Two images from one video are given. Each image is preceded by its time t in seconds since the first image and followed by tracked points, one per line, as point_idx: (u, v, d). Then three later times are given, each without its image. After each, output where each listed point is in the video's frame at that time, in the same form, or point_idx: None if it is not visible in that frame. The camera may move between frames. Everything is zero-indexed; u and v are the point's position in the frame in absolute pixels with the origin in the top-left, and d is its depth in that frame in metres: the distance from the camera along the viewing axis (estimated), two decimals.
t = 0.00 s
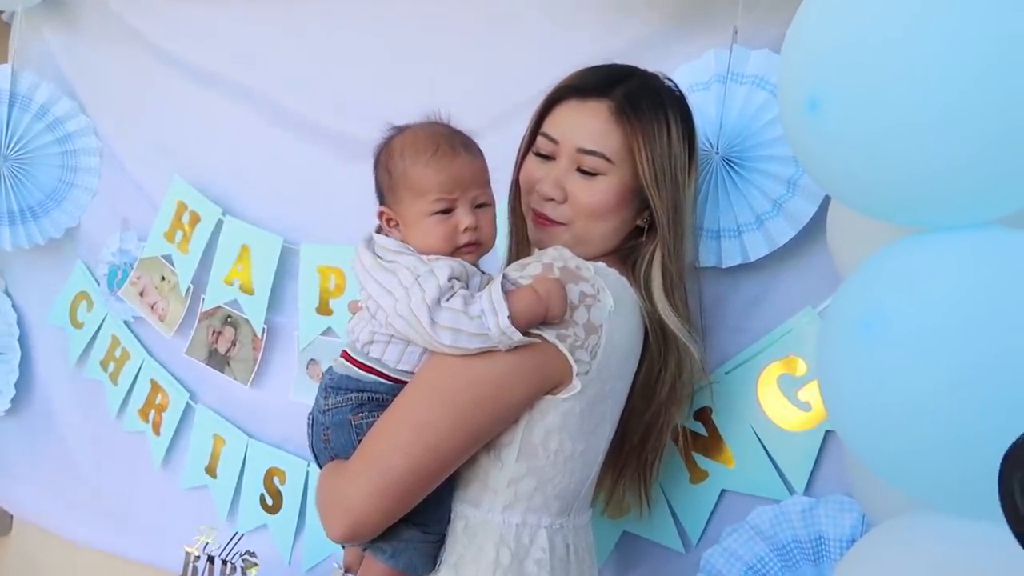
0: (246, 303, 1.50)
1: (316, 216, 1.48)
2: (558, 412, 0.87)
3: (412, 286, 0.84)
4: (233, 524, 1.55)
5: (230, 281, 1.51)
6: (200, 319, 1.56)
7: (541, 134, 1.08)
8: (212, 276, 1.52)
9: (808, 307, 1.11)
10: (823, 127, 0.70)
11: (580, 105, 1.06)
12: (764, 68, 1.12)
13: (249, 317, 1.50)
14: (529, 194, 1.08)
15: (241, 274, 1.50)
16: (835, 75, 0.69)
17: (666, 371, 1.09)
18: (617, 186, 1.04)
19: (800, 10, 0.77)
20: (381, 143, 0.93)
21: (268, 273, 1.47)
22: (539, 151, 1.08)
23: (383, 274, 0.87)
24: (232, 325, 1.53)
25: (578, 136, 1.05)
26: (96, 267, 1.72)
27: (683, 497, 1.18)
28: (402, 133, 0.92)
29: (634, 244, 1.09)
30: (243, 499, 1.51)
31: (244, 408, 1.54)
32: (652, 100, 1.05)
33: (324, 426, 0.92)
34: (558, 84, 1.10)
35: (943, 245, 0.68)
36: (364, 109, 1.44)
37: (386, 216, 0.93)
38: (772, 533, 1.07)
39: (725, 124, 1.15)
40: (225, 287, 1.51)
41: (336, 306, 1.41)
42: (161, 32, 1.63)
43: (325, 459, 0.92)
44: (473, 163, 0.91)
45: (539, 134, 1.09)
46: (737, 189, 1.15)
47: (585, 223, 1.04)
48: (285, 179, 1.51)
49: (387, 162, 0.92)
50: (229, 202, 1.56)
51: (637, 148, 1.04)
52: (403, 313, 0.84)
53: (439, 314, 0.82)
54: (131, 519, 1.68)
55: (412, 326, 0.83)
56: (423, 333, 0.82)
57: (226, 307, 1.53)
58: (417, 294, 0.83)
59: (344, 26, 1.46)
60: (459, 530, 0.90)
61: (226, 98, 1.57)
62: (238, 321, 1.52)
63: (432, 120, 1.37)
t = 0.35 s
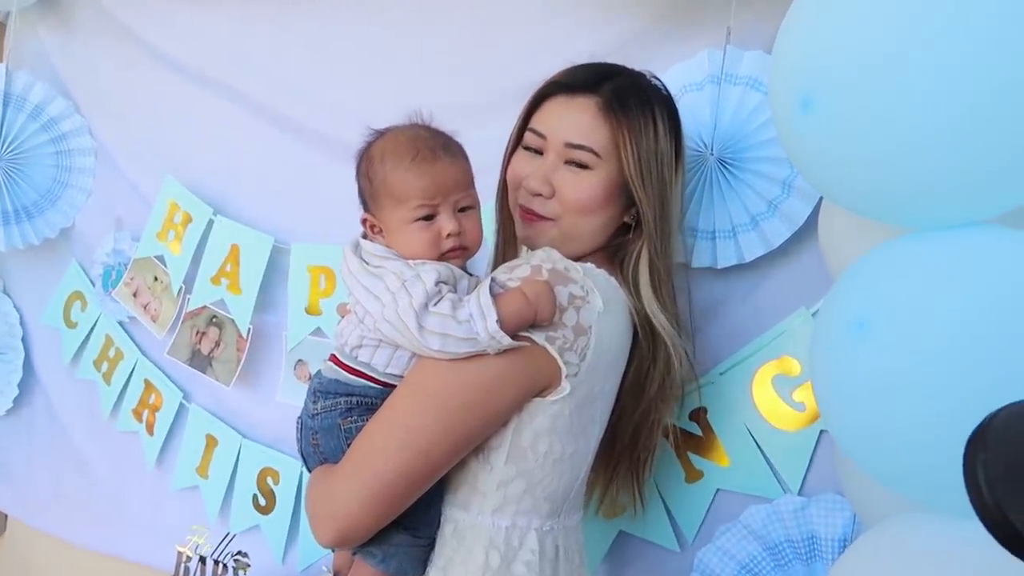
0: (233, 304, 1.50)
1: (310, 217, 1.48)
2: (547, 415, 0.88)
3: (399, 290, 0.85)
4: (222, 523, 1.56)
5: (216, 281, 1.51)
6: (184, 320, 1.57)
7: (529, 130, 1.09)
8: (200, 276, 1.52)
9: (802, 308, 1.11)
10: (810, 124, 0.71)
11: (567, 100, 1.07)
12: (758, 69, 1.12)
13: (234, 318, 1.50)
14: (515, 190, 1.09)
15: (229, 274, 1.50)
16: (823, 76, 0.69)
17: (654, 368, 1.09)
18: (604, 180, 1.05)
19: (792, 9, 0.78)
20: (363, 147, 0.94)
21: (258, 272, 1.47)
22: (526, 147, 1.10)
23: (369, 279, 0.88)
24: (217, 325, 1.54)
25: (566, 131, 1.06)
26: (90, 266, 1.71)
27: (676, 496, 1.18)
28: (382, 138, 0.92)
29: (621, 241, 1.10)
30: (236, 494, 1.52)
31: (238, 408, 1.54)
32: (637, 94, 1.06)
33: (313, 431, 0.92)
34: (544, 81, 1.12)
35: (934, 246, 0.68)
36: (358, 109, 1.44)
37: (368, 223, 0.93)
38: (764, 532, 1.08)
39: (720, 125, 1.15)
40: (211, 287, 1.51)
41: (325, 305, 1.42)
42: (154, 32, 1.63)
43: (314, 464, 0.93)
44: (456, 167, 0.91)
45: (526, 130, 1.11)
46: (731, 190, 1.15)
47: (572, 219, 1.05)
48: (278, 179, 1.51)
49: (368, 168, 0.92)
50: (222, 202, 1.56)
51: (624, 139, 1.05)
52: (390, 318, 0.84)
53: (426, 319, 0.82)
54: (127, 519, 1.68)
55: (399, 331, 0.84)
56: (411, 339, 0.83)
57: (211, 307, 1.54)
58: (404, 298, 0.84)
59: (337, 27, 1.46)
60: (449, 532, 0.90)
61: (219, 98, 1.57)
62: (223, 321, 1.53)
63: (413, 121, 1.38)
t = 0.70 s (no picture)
0: (235, 306, 1.50)
1: (308, 218, 1.48)
2: (545, 417, 0.88)
3: (397, 295, 0.84)
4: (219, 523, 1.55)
5: (217, 283, 1.51)
6: (189, 321, 1.57)
7: (514, 126, 1.11)
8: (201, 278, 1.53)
9: (801, 309, 1.12)
10: (810, 124, 0.71)
11: (553, 96, 1.09)
12: (756, 70, 1.12)
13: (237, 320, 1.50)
14: (501, 186, 1.08)
15: (229, 276, 1.50)
16: (819, 76, 0.69)
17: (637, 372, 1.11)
18: (591, 175, 1.06)
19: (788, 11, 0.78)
20: (383, 145, 0.94)
21: (256, 274, 1.47)
22: (513, 143, 1.10)
23: (365, 283, 0.88)
24: (220, 327, 1.54)
25: (553, 127, 1.07)
26: (89, 268, 1.71)
27: (675, 497, 1.18)
28: (404, 140, 0.92)
29: (606, 237, 1.11)
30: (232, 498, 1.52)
31: (235, 410, 1.54)
32: (621, 89, 1.08)
33: (309, 440, 0.92)
34: (527, 79, 1.13)
35: (934, 245, 0.68)
36: (355, 110, 1.44)
37: (376, 218, 0.93)
38: (763, 534, 1.08)
39: (716, 125, 1.16)
40: (212, 290, 1.52)
41: (318, 307, 1.42)
42: (151, 33, 1.62)
43: (311, 473, 0.93)
44: (468, 181, 0.91)
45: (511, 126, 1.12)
46: (726, 189, 1.15)
47: (562, 213, 1.05)
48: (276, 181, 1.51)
49: (385, 165, 0.92)
50: (220, 204, 1.56)
51: (610, 133, 1.07)
52: (387, 324, 0.84)
53: (425, 323, 0.82)
54: (125, 521, 1.68)
55: (398, 336, 0.83)
56: (408, 341, 0.82)
57: (213, 310, 1.54)
58: (402, 303, 0.84)
59: (334, 28, 1.46)
60: (450, 536, 0.90)
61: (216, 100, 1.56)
62: (226, 323, 1.53)
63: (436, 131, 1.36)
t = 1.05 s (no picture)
0: (236, 312, 1.50)
1: (308, 225, 1.48)
2: (541, 420, 0.88)
3: (393, 302, 0.85)
4: (221, 530, 1.56)
5: (219, 290, 1.52)
6: (190, 328, 1.57)
7: (503, 135, 1.11)
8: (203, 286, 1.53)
9: (800, 314, 1.12)
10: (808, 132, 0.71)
11: (542, 105, 1.09)
12: (750, 74, 1.13)
13: (238, 326, 1.50)
14: (491, 194, 1.10)
15: (231, 282, 1.50)
16: (818, 84, 0.70)
17: (627, 377, 1.11)
18: (579, 182, 1.07)
19: (790, 15, 0.78)
20: (365, 154, 0.94)
21: (259, 281, 1.48)
22: (501, 152, 1.11)
23: (359, 291, 0.88)
24: (222, 334, 1.54)
25: (541, 136, 1.07)
26: (89, 274, 1.72)
27: (675, 502, 1.18)
28: (386, 147, 0.93)
29: (596, 242, 1.12)
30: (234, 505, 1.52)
31: (236, 415, 1.55)
32: (608, 97, 1.08)
33: (308, 448, 0.92)
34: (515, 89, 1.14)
35: (932, 252, 0.69)
36: (354, 117, 1.45)
37: (363, 227, 0.93)
38: (763, 538, 1.08)
39: (712, 129, 1.16)
40: (214, 297, 1.52)
41: (322, 313, 1.43)
42: (152, 41, 1.63)
43: (309, 482, 0.93)
44: (453, 181, 0.92)
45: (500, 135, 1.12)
46: (721, 194, 1.16)
47: (552, 220, 1.06)
48: (276, 188, 1.51)
49: (369, 173, 0.93)
50: (220, 211, 1.56)
51: (597, 140, 1.07)
52: (385, 331, 0.84)
53: (424, 329, 0.82)
54: (125, 528, 1.68)
55: (397, 344, 0.84)
56: (408, 348, 0.83)
57: (215, 316, 1.54)
58: (399, 310, 0.84)
59: (334, 35, 1.47)
60: (450, 541, 0.91)
61: (216, 107, 1.57)
62: (228, 330, 1.53)
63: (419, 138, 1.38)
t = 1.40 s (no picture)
0: (238, 313, 1.49)
1: (310, 227, 1.48)
2: (535, 417, 0.87)
3: (382, 299, 0.85)
4: (223, 533, 1.55)
5: (222, 292, 1.51)
6: (193, 330, 1.56)
7: (502, 141, 1.11)
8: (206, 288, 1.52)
9: (802, 318, 1.11)
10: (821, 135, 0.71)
11: (540, 109, 1.09)
12: (756, 81, 1.12)
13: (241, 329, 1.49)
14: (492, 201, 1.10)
15: (234, 284, 1.50)
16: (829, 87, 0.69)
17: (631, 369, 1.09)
18: (576, 186, 1.06)
19: (797, 19, 0.78)
20: (356, 153, 0.95)
21: (263, 284, 1.46)
22: (501, 157, 1.11)
23: (353, 291, 0.88)
24: (224, 335, 1.53)
25: (539, 140, 1.07)
26: (91, 276, 1.71)
27: (677, 504, 1.17)
28: (376, 145, 0.93)
29: (597, 246, 1.11)
30: (237, 509, 1.51)
31: (238, 417, 1.54)
32: (606, 102, 1.08)
33: (301, 445, 0.92)
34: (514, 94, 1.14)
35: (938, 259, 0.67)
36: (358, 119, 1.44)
37: (354, 225, 0.94)
38: (766, 542, 1.07)
39: (720, 135, 1.14)
40: (217, 299, 1.51)
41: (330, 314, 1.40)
42: (156, 43, 1.63)
43: (303, 479, 0.93)
44: (445, 180, 0.92)
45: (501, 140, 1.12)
46: (729, 200, 1.14)
47: (549, 225, 1.05)
48: (279, 190, 1.51)
49: (360, 172, 0.93)
50: (223, 213, 1.56)
51: (591, 142, 1.06)
52: (374, 327, 0.84)
53: (414, 324, 0.82)
54: (128, 531, 1.68)
55: (387, 340, 0.83)
56: (398, 344, 0.82)
57: (217, 318, 1.53)
58: (387, 306, 0.84)
59: (339, 37, 1.46)
60: (444, 536, 0.90)
61: (220, 110, 1.57)
62: (230, 331, 1.52)
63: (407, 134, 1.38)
